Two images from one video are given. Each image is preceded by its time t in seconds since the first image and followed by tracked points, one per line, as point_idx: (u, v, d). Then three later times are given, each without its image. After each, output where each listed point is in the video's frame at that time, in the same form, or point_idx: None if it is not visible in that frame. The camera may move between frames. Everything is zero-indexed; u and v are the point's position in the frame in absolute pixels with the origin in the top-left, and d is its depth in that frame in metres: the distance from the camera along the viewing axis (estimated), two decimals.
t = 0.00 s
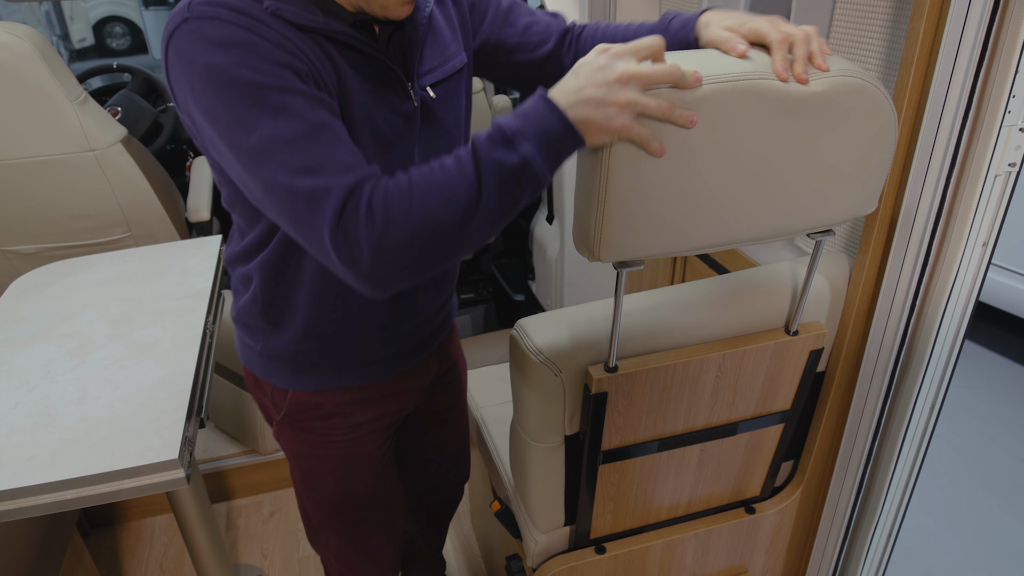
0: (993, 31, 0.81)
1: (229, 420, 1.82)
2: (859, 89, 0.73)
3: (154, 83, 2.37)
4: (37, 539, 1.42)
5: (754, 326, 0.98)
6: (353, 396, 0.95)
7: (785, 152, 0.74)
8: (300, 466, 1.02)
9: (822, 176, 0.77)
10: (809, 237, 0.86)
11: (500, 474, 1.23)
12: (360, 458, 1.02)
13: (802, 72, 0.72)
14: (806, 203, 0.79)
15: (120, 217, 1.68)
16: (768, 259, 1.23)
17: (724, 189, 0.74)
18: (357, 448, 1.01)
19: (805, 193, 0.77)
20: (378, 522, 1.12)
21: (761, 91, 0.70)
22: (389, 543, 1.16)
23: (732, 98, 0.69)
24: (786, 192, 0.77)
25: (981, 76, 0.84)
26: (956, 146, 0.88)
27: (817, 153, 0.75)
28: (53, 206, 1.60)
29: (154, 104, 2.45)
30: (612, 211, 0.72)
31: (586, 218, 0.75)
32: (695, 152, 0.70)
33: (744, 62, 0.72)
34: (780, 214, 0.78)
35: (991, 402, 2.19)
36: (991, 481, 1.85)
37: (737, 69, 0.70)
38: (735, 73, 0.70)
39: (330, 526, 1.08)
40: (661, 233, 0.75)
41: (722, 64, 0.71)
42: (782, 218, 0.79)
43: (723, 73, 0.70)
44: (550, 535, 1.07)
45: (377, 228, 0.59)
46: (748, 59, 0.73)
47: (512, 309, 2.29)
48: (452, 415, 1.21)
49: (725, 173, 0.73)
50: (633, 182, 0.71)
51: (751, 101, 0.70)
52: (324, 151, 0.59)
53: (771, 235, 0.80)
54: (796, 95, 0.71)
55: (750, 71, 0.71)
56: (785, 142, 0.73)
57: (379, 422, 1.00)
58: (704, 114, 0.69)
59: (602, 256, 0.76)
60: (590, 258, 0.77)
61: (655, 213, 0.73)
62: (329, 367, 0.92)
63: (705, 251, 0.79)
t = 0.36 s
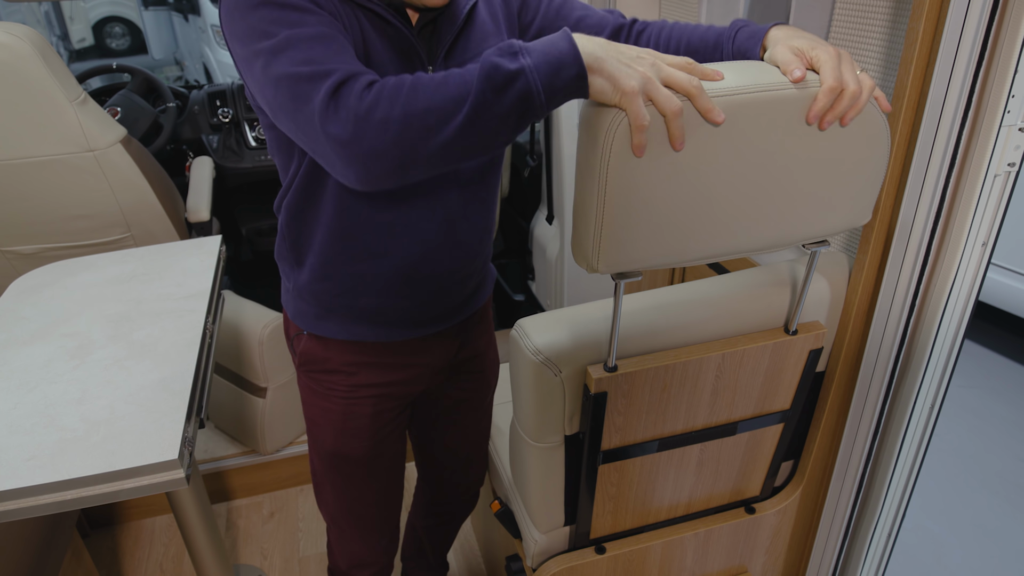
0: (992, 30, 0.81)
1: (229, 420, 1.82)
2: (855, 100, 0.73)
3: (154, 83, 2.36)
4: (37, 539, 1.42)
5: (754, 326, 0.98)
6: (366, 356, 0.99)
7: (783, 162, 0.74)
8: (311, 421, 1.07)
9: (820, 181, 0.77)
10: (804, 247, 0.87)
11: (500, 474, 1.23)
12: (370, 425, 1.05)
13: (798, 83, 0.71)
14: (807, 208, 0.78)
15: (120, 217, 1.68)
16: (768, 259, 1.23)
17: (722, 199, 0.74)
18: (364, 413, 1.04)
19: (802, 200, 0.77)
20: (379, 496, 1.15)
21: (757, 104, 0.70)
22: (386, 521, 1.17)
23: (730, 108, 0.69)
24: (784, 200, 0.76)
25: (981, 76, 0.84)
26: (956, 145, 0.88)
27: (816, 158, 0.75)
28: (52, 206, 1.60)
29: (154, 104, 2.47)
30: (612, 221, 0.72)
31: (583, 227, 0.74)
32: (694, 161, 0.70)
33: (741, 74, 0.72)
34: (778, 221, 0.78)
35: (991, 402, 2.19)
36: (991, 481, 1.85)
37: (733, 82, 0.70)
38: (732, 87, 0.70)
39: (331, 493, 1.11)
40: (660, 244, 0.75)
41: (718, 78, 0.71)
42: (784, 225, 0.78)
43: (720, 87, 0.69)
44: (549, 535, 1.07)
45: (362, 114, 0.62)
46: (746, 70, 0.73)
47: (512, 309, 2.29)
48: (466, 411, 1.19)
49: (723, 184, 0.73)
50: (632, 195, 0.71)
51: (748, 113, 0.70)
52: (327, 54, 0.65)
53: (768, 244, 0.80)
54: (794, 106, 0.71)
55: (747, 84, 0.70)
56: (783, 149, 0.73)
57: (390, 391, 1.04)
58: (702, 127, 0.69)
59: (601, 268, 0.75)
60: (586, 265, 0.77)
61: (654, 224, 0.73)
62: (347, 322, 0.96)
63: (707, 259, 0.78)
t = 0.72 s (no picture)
0: (992, 31, 0.81)
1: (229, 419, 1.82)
2: (855, 102, 0.73)
3: (154, 83, 2.35)
4: (37, 539, 1.42)
5: (753, 326, 0.99)
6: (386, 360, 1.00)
7: (784, 163, 0.74)
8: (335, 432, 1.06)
9: (821, 182, 0.77)
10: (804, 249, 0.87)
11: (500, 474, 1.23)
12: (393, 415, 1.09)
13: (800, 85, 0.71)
14: (811, 209, 0.78)
15: (120, 217, 1.68)
16: (767, 259, 1.23)
17: (723, 202, 0.73)
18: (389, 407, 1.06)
19: (803, 201, 0.77)
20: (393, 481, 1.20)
21: (760, 106, 0.69)
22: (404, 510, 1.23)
23: (734, 110, 0.69)
24: (786, 201, 0.76)
25: (981, 76, 0.84)
26: (956, 145, 0.88)
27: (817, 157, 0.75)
28: (52, 206, 1.60)
29: (154, 103, 2.48)
30: (616, 225, 0.72)
31: (586, 230, 0.75)
32: (697, 162, 0.70)
33: (743, 75, 0.71)
34: (780, 222, 0.78)
35: (991, 402, 2.19)
36: (990, 480, 1.85)
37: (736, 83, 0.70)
38: (735, 88, 0.69)
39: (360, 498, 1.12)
40: (661, 247, 0.75)
41: (721, 79, 0.70)
42: (787, 226, 0.78)
43: (723, 87, 0.69)
44: (549, 535, 1.07)
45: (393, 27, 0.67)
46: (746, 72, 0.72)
47: (512, 309, 2.29)
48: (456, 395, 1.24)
49: (725, 185, 0.73)
50: (634, 198, 0.71)
51: (750, 116, 0.70)
52: None
53: (769, 246, 0.80)
54: (795, 108, 0.71)
55: (749, 85, 0.70)
56: (784, 151, 0.73)
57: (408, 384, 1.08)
58: (703, 130, 0.69)
59: (603, 271, 0.76)
60: (588, 267, 0.77)
61: (656, 227, 0.73)
62: (367, 307, 0.96)
63: (710, 260, 0.78)
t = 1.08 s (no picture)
0: (992, 31, 0.81)
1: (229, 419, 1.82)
2: (855, 103, 0.73)
3: (154, 83, 2.36)
4: (38, 539, 1.42)
5: (753, 326, 0.99)
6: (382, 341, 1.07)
7: (784, 163, 0.74)
8: (328, 404, 1.11)
9: (821, 182, 0.77)
10: (805, 249, 0.87)
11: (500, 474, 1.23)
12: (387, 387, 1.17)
13: (800, 86, 0.71)
14: (810, 209, 0.78)
15: (120, 217, 1.68)
16: (768, 260, 1.23)
17: (723, 202, 0.74)
18: (381, 377, 1.12)
19: (803, 201, 0.77)
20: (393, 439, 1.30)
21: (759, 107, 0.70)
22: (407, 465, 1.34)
23: (734, 111, 0.69)
24: (786, 201, 0.76)
25: (981, 77, 0.84)
26: (956, 145, 0.88)
27: (818, 157, 0.75)
28: (52, 206, 1.60)
29: (154, 103, 2.48)
30: (615, 226, 0.72)
31: (586, 231, 0.74)
32: (697, 163, 0.70)
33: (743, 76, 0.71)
34: (780, 222, 0.78)
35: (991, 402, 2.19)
36: (991, 481, 1.85)
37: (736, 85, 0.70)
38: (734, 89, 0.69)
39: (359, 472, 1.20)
40: (661, 247, 0.75)
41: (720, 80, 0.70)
42: (787, 226, 0.78)
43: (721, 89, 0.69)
44: (549, 535, 1.07)
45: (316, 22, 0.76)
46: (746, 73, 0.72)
47: (512, 309, 2.29)
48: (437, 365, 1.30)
49: (724, 185, 0.73)
50: (634, 199, 0.71)
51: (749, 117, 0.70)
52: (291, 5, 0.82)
53: (769, 246, 0.79)
54: (795, 109, 0.71)
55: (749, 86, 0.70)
56: (783, 151, 0.73)
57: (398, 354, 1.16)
58: (702, 131, 0.69)
59: (602, 271, 0.76)
60: (587, 267, 0.77)
61: (655, 228, 0.73)
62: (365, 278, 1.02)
63: (710, 260, 0.78)
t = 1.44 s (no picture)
0: (993, 31, 0.81)
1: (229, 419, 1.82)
2: (855, 103, 0.73)
3: (154, 83, 2.36)
4: (38, 540, 1.42)
5: (753, 326, 0.99)
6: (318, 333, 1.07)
7: (784, 162, 0.74)
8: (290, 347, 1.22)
9: (821, 182, 0.77)
10: (805, 249, 0.87)
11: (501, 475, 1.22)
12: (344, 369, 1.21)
13: (800, 86, 0.71)
14: (810, 209, 0.78)
15: (120, 217, 1.68)
16: (768, 260, 1.23)
17: (723, 201, 0.74)
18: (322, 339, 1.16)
19: (803, 200, 0.77)
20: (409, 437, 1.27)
21: (759, 106, 0.70)
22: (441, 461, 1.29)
23: (734, 111, 0.69)
24: (785, 201, 0.76)
25: (981, 77, 0.84)
26: (956, 146, 0.88)
27: (817, 157, 0.75)
28: (52, 207, 1.60)
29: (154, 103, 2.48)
30: (615, 225, 0.72)
31: (586, 232, 0.74)
32: (697, 163, 0.70)
33: (743, 76, 0.71)
34: (780, 221, 0.78)
35: (991, 402, 2.19)
36: (990, 481, 1.85)
37: (736, 85, 0.70)
38: (734, 89, 0.69)
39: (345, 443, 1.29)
40: (661, 246, 0.75)
41: (720, 80, 0.70)
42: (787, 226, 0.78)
43: (721, 89, 0.69)
44: (549, 535, 1.06)
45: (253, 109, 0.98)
46: (746, 73, 0.72)
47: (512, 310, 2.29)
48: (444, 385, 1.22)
49: (724, 185, 0.73)
50: (633, 198, 0.71)
51: (749, 116, 0.70)
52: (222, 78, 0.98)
53: (769, 246, 0.79)
54: (795, 108, 0.71)
55: (749, 86, 0.70)
56: (783, 152, 0.73)
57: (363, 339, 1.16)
58: (701, 131, 0.69)
59: (602, 271, 0.76)
60: (587, 268, 0.77)
61: (655, 228, 0.73)
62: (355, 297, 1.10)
63: (710, 261, 0.78)
